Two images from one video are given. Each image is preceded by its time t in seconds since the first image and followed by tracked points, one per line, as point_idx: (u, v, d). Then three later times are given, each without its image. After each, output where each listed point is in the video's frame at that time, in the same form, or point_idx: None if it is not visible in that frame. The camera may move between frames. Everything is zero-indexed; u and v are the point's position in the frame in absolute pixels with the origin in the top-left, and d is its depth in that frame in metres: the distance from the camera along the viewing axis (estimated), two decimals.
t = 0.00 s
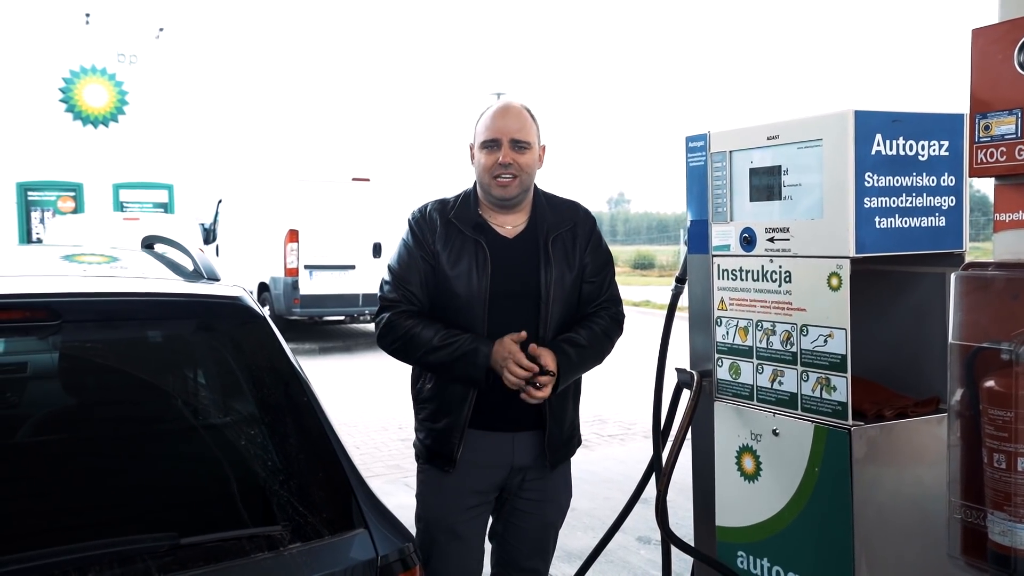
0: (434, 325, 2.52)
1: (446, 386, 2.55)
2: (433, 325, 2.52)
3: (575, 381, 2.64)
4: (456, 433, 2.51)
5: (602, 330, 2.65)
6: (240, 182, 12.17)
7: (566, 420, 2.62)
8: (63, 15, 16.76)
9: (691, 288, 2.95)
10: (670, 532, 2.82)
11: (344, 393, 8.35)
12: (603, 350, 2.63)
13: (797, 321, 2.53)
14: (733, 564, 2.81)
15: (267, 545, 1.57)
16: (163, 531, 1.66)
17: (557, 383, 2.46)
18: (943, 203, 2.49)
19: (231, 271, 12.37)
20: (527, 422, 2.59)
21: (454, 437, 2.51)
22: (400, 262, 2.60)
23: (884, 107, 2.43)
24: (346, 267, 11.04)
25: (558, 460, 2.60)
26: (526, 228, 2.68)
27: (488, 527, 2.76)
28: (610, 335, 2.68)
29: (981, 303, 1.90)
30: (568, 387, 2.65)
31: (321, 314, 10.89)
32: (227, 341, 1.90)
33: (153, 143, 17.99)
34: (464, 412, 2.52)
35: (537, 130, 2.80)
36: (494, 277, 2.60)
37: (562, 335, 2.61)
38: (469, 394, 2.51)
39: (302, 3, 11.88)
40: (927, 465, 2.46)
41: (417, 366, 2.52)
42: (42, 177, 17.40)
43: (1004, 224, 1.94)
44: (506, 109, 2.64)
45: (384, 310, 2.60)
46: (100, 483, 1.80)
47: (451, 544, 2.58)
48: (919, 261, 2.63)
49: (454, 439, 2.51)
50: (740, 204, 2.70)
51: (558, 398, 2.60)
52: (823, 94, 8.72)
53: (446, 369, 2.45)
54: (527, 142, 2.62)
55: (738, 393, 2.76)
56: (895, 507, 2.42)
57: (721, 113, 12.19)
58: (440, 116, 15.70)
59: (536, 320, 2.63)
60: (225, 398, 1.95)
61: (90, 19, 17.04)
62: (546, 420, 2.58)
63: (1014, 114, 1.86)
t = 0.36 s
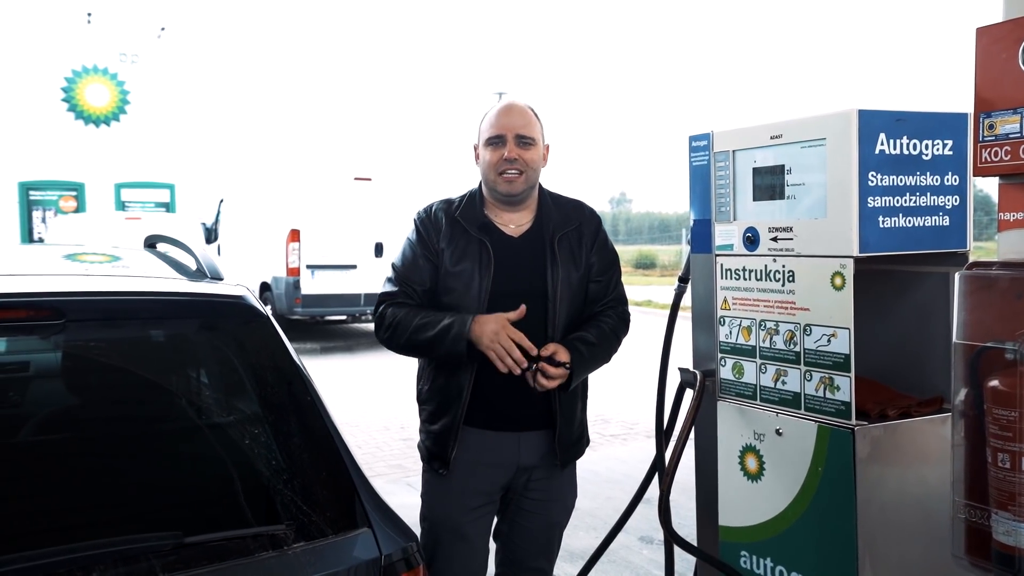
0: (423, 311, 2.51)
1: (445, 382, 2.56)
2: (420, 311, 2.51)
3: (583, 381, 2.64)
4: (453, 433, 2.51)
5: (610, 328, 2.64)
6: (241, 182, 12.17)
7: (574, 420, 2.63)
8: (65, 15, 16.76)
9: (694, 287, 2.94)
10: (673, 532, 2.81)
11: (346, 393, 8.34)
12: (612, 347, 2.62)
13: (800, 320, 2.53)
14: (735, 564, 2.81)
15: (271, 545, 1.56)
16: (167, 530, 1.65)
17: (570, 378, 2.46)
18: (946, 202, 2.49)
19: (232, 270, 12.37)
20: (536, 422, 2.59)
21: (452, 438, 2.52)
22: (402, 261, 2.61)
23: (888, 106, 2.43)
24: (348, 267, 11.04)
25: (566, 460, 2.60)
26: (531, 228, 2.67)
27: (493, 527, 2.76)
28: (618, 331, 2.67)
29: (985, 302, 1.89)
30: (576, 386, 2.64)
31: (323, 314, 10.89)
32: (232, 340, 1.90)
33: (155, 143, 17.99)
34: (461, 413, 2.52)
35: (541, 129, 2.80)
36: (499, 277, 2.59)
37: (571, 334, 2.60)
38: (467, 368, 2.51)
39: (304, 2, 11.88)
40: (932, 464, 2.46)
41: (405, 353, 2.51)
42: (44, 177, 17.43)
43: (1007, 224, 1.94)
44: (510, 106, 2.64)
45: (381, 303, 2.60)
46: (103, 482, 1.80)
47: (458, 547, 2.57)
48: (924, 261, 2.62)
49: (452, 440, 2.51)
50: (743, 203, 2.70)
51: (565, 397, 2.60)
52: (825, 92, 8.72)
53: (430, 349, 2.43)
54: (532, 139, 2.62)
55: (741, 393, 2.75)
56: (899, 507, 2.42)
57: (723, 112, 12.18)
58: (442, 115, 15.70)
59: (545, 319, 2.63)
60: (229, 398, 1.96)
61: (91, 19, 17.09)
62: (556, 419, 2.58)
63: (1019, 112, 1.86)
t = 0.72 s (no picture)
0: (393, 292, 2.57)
1: (436, 381, 2.54)
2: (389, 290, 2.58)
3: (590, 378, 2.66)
4: (442, 433, 2.51)
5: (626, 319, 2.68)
6: (243, 182, 12.16)
7: (583, 418, 2.63)
8: (66, 15, 16.77)
9: (697, 286, 2.95)
10: (676, 532, 2.81)
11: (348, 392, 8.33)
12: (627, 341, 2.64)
13: (804, 320, 2.53)
14: (738, 563, 2.82)
15: (276, 544, 1.57)
16: (171, 529, 1.66)
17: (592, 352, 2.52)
18: (950, 201, 2.49)
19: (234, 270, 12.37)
20: (543, 423, 2.59)
21: (441, 438, 2.51)
22: (397, 258, 2.65)
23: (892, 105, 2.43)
24: (350, 266, 11.05)
25: (574, 458, 2.61)
26: (535, 227, 2.67)
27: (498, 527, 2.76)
28: (625, 337, 2.63)
29: (989, 302, 1.89)
30: (585, 385, 2.65)
31: (325, 313, 10.89)
32: (236, 340, 1.90)
33: (157, 142, 18.00)
34: (450, 410, 2.50)
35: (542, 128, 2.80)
36: (498, 277, 2.59)
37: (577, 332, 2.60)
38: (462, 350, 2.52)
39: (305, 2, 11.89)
40: (936, 464, 2.46)
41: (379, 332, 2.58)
42: (47, 177, 17.46)
43: (1012, 223, 1.94)
44: (509, 106, 2.64)
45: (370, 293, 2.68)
46: (109, 479, 1.82)
47: (463, 547, 2.58)
48: (927, 261, 2.62)
49: (440, 440, 2.51)
50: (746, 203, 2.70)
51: (571, 395, 2.60)
52: (828, 92, 8.70)
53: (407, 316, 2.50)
54: (532, 139, 2.61)
55: (744, 393, 2.75)
56: (902, 506, 2.42)
57: (726, 111, 12.17)
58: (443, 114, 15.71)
59: (550, 316, 2.60)
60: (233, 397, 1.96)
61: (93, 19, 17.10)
62: (564, 419, 2.58)
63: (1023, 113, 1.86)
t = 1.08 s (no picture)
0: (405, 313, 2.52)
1: (440, 384, 2.56)
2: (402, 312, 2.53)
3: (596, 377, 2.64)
4: (448, 434, 2.52)
5: (626, 321, 2.64)
6: (245, 182, 12.16)
7: (588, 419, 2.63)
8: (68, 15, 16.76)
9: (699, 285, 2.94)
10: (678, 532, 2.81)
11: (350, 392, 8.34)
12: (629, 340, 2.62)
13: (806, 320, 2.52)
14: (740, 563, 2.81)
15: (278, 545, 1.57)
16: (174, 530, 1.65)
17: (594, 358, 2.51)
18: (952, 202, 2.48)
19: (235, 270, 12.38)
20: (547, 423, 2.59)
21: (447, 439, 2.52)
22: (402, 261, 2.63)
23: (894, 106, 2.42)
24: (352, 266, 11.05)
25: (578, 459, 2.60)
26: (535, 226, 2.67)
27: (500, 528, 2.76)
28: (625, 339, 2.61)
29: (992, 303, 1.89)
30: (588, 385, 2.64)
31: (326, 313, 10.92)
32: (237, 340, 1.91)
33: (159, 143, 18.01)
34: (455, 411, 2.52)
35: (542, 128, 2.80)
36: (499, 278, 2.59)
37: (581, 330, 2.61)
38: (462, 366, 2.51)
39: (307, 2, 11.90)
40: (939, 464, 2.46)
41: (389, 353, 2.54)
42: (49, 177, 17.42)
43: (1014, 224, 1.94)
44: (509, 106, 2.64)
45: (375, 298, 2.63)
46: (111, 480, 1.81)
47: (467, 547, 2.57)
48: (928, 261, 2.61)
49: (447, 440, 2.52)
50: (748, 203, 2.69)
51: (574, 396, 2.59)
52: (829, 92, 8.71)
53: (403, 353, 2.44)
54: (531, 138, 2.61)
55: (746, 393, 2.75)
56: (906, 506, 2.41)
57: (727, 112, 12.18)
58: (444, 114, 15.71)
59: (552, 315, 2.62)
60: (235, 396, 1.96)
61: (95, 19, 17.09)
62: (570, 420, 2.59)
63: None
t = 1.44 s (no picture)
0: (439, 330, 2.52)
1: (458, 391, 2.55)
2: (438, 329, 2.52)
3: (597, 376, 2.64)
4: (468, 438, 2.51)
5: (623, 322, 2.65)
6: (247, 182, 12.15)
7: (590, 419, 2.63)
8: (70, 15, 16.76)
9: (701, 286, 2.94)
10: (680, 533, 2.80)
11: (352, 392, 8.35)
12: (625, 342, 2.63)
13: (808, 321, 2.52)
14: (742, 564, 2.81)
15: (280, 546, 1.57)
16: (175, 531, 1.65)
17: (583, 366, 2.50)
18: (954, 202, 2.48)
19: (237, 270, 12.37)
20: (554, 424, 2.58)
21: (466, 442, 2.51)
22: (410, 271, 2.60)
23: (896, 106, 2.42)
24: (354, 266, 11.06)
25: (583, 458, 2.61)
26: (540, 227, 2.67)
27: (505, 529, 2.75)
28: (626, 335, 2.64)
29: (994, 304, 1.88)
30: (590, 386, 2.64)
31: (328, 313, 10.93)
32: (237, 340, 1.91)
33: (161, 143, 18.01)
34: (474, 415, 2.51)
35: (542, 127, 2.77)
36: (507, 279, 2.58)
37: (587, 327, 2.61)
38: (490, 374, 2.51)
39: (308, 3, 11.91)
40: (944, 464, 2.46)
41: (424, 371, 2.53)
42: (50, 177, 17.32)
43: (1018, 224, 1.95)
44: (505, 112, 2.61)
45: (392, 321, 2.60)
46: (113, 481, 1.81)
47: (479, 552, 2.55)
48: (930, 261, 2.61)
49: (466, 443, 2.51)
50: (750, 203, 2.69)
51: (579, 396, 2.60)
52: (829, 92, 8.73)
53: (452, 372, 2.45)
54: (529, 145, 2.59)
55: (748, 394, 2.74)
56: (911, 507, 2.41)
57: (728, 112, 12.19)
58: (445, 115, 15.72)
59: (560, 315, 2.62)
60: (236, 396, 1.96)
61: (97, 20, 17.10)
62: (575, 421, 2.59)
63: None
